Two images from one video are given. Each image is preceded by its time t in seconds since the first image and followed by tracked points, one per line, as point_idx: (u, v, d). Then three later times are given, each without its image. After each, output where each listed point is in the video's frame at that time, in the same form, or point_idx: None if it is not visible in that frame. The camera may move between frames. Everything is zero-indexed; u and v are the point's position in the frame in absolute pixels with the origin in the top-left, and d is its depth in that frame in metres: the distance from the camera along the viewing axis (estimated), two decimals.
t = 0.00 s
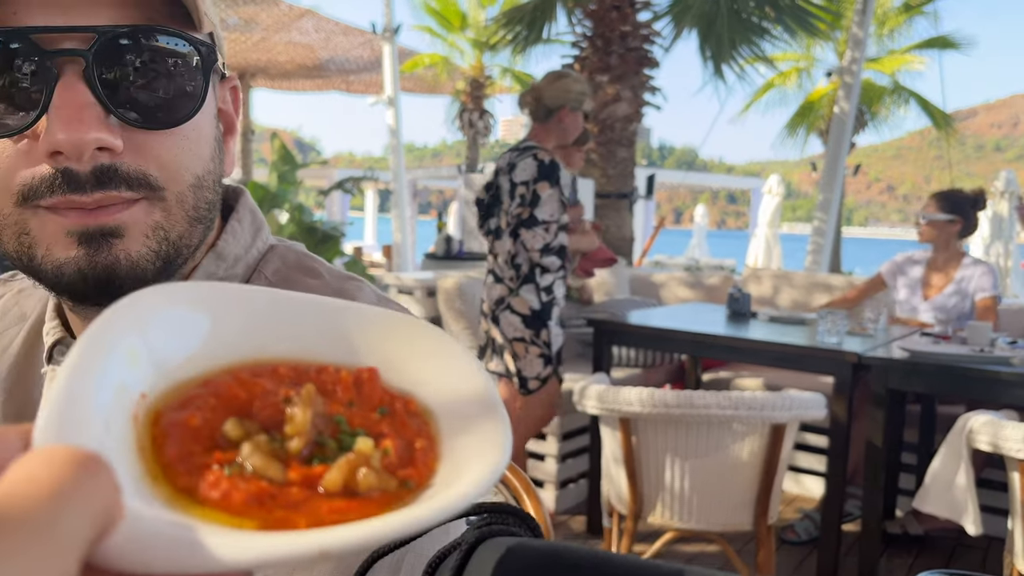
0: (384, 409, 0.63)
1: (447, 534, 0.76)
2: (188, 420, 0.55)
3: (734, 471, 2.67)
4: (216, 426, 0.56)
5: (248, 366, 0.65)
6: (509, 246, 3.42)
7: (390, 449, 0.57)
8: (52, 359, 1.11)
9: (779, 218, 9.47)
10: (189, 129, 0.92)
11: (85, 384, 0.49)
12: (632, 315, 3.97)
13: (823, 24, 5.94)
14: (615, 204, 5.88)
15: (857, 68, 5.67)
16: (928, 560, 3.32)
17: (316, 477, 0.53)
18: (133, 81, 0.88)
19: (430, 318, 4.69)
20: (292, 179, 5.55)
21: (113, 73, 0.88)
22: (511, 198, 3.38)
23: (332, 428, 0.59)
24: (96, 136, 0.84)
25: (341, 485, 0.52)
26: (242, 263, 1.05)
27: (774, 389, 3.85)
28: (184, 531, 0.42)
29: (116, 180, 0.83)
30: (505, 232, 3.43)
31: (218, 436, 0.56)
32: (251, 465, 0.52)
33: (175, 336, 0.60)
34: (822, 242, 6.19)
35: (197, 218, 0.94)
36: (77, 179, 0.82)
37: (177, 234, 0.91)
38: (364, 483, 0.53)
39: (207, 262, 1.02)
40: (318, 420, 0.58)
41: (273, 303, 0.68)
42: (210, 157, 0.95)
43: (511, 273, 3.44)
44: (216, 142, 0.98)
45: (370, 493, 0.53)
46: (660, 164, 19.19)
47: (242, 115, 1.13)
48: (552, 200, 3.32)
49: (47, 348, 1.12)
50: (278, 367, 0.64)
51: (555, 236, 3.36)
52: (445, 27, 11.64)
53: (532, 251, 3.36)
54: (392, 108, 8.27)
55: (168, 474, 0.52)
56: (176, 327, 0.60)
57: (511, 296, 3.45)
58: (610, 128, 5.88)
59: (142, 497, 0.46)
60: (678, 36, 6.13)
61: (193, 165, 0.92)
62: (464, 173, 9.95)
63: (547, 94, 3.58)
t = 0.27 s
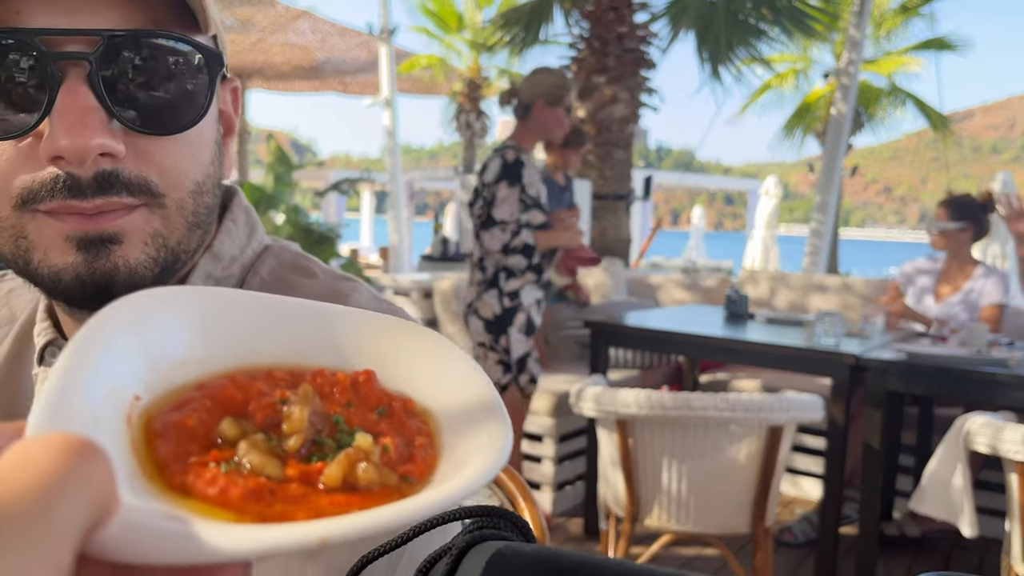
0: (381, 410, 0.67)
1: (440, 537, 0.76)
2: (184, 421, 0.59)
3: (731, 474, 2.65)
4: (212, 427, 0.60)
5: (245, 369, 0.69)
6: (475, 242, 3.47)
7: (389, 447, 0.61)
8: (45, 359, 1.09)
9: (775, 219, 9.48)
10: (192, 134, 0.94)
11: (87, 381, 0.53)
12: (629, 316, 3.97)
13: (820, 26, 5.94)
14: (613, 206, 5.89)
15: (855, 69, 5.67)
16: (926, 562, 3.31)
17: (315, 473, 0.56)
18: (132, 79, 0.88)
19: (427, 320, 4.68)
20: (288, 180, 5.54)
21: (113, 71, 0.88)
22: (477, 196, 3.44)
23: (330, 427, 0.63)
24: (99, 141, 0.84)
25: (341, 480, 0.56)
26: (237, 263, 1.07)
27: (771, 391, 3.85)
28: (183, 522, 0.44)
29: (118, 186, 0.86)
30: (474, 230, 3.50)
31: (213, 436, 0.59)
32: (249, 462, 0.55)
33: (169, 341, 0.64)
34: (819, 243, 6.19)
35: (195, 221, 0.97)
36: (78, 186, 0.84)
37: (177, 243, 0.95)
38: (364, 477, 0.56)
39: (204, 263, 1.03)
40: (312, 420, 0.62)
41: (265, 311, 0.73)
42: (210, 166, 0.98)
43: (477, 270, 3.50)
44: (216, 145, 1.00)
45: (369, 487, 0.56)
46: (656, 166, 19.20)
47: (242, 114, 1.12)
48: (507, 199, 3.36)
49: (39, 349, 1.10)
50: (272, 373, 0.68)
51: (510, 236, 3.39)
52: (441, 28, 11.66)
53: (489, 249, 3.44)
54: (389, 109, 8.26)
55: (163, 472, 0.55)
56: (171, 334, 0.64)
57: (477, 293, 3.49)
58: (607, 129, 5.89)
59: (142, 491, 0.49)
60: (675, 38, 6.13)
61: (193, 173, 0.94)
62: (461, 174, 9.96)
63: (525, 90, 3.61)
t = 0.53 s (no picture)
0: (358, 423, 0.70)
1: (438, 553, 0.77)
2: (155, 442, 0.62)
3: (728, 477, 2.65)
4: (185, 448, 0.63)
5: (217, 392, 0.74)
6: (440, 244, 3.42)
7: (366, 461, 0.63)
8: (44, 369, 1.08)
9: (773, 222, 9.48)
10: (186, 147, 0.94)
11: (54, 403, 0.58)
12: (626, 320, 3.97)
13: (816, 29, 5.95)
14: (610, 209, 5.90)
15: (851, 72, 5.67)
16: (923, 567, 3.31)
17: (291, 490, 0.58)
18: (130, 88, 0.89)
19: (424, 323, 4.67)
20: (285, 183, 5.53)
21: (109, 80, 0.88)
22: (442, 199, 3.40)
23: (306, 442, 0.66)
24: (92, 156, 0.85)
25: (317, 497, 0.58)
26: (234, 274, 1.08)
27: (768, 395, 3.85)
28: (148, 544, 0.47)
29: (110, 202, 0.86)
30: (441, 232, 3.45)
31: (185, 456, 0.62)
32: (224, 482, 0.57)
33: (141, 361, 0.70)
34: (817, 247, 6.19)
35: (190, 234, 0.97)
36: (72, 201, 0.84)
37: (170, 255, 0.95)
38: (341, 492, 0.58)
39: (200, 273, 1.03)
40: (288, 436, 0.65)
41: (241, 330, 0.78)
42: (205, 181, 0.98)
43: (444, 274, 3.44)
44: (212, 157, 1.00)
45: (347, 501, 0.58)
46: (654, 167, 19.20)
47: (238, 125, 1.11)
48: (463, 201, 3.31)
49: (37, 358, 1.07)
50: (245, 392, 0.73)
51: (466, 238, 3.33)
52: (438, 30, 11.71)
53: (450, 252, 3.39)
54: (386, 112, 8.23)
55: (134, 494, 0.58)
56: (138, 356, 0.69)
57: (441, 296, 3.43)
58: (604, 133, 5.89)
59: (112, 515, 0.52)
60: (672, 41, 6.14)
61: (188, 188, 0.95)
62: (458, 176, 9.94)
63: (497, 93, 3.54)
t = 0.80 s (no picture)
0: (333, 411, 0.68)
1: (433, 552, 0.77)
2: (125, 431, 0.60)
3: (725, 479, 2.66)
4: (154, 436, 0.61)
5: (189, 378, 0.70)
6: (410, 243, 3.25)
7: (342, 449, 0.61)
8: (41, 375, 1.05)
9: (771, 224, 9.50)
10: (175, 147, 0.91)
11: (24, 392, 0.54)
12: (624, 321, 3.99)
13: (813, 32, 5.97)
14: (607, 211, 5.92)
15: (848, 76, 5.69)
16: (919, 568, 3.33)
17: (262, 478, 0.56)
18: (122, 88, 0.88)
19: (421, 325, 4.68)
20: (283, 185, 5.54)
21: (101, 80, 0.87)
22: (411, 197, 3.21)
23: (279, 430, 0.64)
24: (77, 156, 0.82)
25: (291, 485, 0.55)
26: (228, 273, 1.03)
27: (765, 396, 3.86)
28: (115, 532, 0.45)
29: (98, 202, 0.82)
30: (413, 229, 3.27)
31: (156, 446, 0.60)
32: (195, 472, 0.55)
33: (111, 347, 0.65)
34: (814, 249, 6.21)
35: (183, 236, 0.94)
36: (58, 203, 0.81)
37: (163, 256, 0.91)
38: (314, 481, 0.56)
39: (194, 273, 0.99)
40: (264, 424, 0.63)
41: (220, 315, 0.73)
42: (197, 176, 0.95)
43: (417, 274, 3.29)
44: (203, 156, 0.98)
45: (321, 490, 0.56)
46: (652, 169, 19.22)
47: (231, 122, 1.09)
48: (426, 200, 3.11)
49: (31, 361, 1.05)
50: (219, 379, 0.70)
51: (428, 238, 3.12)
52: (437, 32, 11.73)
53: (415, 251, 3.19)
54: (384, 114, 8.24)
55: (102, 484, 0.55)
56: (109, 342, 0.65)
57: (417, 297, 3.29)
58: (602, 135, 5.91)
59: (81, 506, 0.50)
60: (669, 44, 6.15)
61: (178, 183, 0.91)
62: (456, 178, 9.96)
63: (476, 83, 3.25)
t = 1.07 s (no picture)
0: (321, 418, 0.59)
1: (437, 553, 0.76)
2: (110, 444, 0.52)
3: (726, 479, 2.66)
4: (142, 450, 0.53)
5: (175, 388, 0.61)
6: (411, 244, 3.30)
7: (329, 458, 0.53)
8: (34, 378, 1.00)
9: (771, 226, 9.52)
10: (88, 163, 0.75)
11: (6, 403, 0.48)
12: (624, 322, 4.00)
13: (814, 33, 5.96)
14: (608, 213, 5.94)
15: (848, 78, 5.71)
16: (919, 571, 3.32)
17: (247, 490, 0.49)
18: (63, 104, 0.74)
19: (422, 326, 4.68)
20: (284, 186, 5.56)
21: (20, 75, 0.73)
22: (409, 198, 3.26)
23: (266, 441, 0.56)
24: None
25: (278, 497, 0.48)
26: (228, 276, 0.96)
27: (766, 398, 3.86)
28: (98, 549, 0.41)
29: None
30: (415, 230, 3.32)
31: (142, 459, 0.52)
32: (180, 485, 0.48)
33: (92, 354, 0.57)
34: (814, 250, 6.22)
35: (114, 255, 0.80)
36: None
37: (84, 275, 0.79)
38: (302, 492, 0.49)
39: (190, 276, 0.92)
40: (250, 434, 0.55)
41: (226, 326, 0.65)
42: (135, 188, 0.79)
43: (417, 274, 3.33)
44: (156, 165, 0.81)
45: (309, 502, 0.49)
46: (653, 170, 19.27)
47: (236, 123, 0.92)
48: (415, 201, 3.11)
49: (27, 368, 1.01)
50: (207, 388, 0.60)
51: (419, 240, 3.13)
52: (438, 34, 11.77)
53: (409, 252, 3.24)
54: (385, 115, 8.23)
55: (87, 501, 0.48)
56: (89, 351, 0.57)
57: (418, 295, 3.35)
58: (602, 137, 5.91)
59: (63, 522, 0.44)
60: (670, 45, 6.16)
61: (97, 202, 0.77)
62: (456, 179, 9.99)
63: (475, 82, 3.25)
